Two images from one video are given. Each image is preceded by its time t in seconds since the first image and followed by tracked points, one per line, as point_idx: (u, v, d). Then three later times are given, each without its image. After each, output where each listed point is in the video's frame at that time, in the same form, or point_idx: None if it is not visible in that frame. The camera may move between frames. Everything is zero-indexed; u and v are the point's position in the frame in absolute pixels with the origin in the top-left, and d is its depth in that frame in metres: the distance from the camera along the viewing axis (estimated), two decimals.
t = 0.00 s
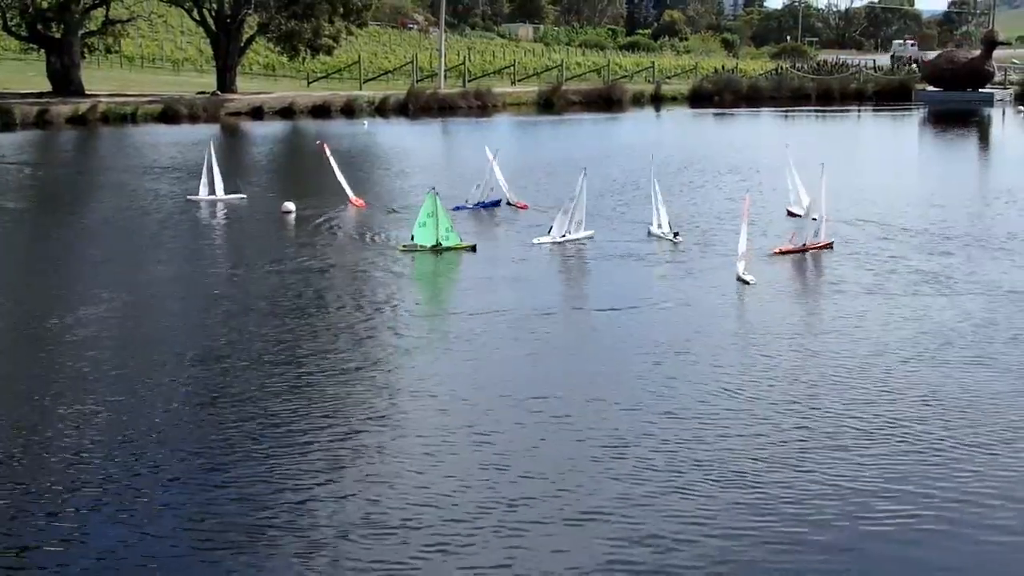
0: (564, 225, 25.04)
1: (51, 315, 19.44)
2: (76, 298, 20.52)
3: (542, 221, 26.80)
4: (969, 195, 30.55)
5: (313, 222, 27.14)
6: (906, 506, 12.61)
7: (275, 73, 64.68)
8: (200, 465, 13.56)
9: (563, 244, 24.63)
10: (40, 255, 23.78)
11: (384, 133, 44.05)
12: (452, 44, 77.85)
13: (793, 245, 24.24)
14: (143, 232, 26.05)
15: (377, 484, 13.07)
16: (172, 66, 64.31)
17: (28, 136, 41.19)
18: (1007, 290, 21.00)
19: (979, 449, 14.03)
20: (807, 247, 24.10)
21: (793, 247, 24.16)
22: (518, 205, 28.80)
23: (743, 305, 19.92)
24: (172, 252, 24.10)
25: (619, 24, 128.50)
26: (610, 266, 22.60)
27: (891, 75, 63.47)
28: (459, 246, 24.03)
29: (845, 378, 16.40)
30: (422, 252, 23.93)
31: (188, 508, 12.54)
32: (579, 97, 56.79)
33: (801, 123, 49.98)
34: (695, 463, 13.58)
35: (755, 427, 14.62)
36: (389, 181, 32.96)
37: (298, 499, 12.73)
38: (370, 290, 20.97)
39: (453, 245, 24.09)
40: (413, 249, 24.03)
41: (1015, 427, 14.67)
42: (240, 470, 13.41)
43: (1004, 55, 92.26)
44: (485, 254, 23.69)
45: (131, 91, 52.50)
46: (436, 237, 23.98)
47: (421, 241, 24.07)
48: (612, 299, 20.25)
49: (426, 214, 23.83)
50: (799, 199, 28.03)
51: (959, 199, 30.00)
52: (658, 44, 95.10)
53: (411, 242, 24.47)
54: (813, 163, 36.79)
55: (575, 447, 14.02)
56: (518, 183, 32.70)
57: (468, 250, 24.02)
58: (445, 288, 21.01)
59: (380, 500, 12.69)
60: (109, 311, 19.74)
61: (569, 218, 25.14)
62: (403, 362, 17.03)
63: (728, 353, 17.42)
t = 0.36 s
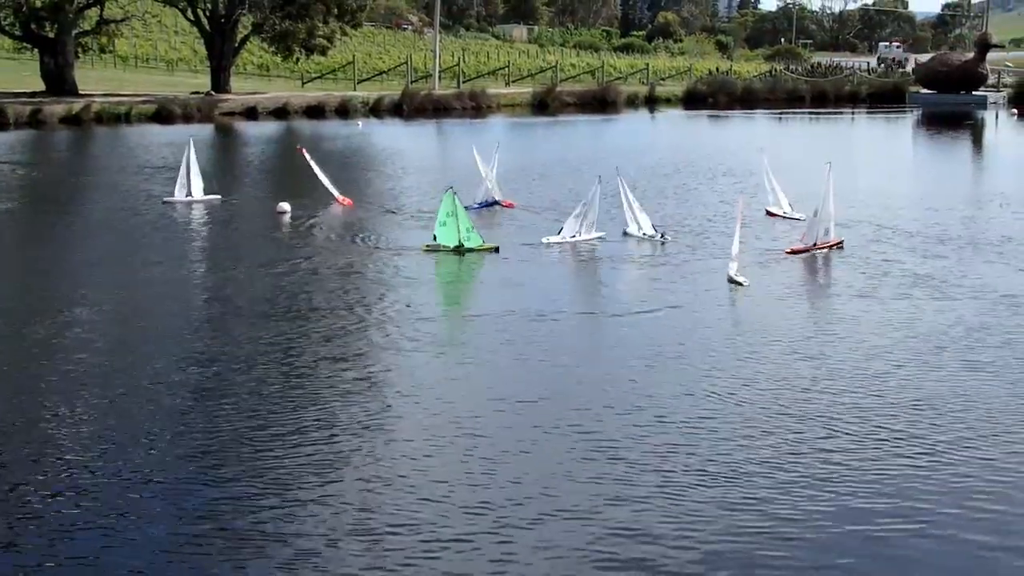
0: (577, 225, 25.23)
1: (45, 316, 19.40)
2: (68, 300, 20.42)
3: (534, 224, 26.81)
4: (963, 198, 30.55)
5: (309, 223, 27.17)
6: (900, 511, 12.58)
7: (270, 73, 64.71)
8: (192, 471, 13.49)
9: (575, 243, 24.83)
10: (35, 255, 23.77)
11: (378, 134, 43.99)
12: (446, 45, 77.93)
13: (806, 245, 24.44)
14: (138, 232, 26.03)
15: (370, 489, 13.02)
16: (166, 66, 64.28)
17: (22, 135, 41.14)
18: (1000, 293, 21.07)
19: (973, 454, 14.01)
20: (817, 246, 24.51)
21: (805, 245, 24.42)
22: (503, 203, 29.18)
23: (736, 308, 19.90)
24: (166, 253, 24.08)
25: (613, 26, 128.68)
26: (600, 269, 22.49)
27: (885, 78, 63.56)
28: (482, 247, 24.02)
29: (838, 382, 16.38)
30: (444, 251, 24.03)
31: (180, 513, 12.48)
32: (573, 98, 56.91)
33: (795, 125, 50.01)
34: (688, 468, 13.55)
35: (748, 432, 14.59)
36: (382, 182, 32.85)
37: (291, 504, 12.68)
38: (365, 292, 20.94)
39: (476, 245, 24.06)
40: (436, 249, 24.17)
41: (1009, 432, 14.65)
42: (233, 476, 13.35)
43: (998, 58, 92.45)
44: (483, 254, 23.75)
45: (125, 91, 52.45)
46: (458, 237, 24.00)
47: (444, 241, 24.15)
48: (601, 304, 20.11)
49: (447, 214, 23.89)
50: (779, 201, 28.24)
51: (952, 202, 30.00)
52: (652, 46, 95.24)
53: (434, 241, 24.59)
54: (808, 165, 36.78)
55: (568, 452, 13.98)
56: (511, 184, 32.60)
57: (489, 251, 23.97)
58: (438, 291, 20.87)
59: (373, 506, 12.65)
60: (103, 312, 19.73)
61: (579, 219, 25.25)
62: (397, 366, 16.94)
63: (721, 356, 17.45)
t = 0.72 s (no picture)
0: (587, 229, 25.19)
1: (42, 322, 19.37)
2: (63, 305, 20.37)
3: (527, 227, 26.81)
4: (957, 198, 30.57)
5: (305, 226, 27.17)
6: (895, 500, 12.53)
7: (264, 77, 64.77)
8: (188, 473, 13.44)
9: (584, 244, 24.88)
10: (31, 259, 23.77)
11: (372, 138, 43.94)
12: (441, 48, 78.05)
13: (818, 245, 24.69)
14: (134, 236, 26.03)
15: (364, 487, 12.96)
16: (160, 71, 64.31)
17: (16, 141, 41.12)
18: (995, 291, 21.10)
19: (967, 445, 13.97)
20: (829, 246, 24.68)
21: (817, 244, 24.65)
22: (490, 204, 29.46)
23: (732, 309, 19.92)
24: (163, 257, 24.07)
25: (608, 29, 128.96)
26: (594, 273, 22.38)
27: (878, 79, 63.64)
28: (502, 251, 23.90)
29: (832, 379, 16.35)
30: (466, 255, 24.01)
31: (172, 513, 12.43)
32: (567, 100, 57.07)
33: (789, 127, 50.04)
34: (686, 462, 13.52)
35: (742, 427, 14.55)
36: (376, 187, 32.79)
37: (284, 503, 12.62)
38: (361, 296, 20.90)
39: (497, 249, 23.98)
40: (458, 252, 24.16)
41: (1003, 424, 14.61)
42: (229, 478, 13.28)
43: (992, 58, 92.59)
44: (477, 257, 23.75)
45: (120, 96, 52.47)
46: (479, 241, 23.97)
47: (466, 244, 24.12)
48: (593, 309, 19.96)
49: (465, 216, 23.87)
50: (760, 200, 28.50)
51: (945, 202, 30.03)
52: (646, 48, 95.40)
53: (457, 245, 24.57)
54: (801, 167, 36.83)
55: (563, 449, 13.93)
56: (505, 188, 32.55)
57: (512, 254, 23.89)
58: (434, 297, 20.75)
59: (364, 504, 12.59)
60: (100, 317, 19.70)
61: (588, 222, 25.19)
62: (393, 369, 16.88)
63: (718, 353, 17.43)
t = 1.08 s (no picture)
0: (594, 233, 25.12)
1: (40, 330, 19.33)
2: (62, 313, 20.33)
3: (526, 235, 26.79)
4: (955, 204, 30.54)
5: (303, 234, 27.14)
6: (896, 507, 12.47)
7: (262, 85, 64.86)
8: (185, 484, 13.34)
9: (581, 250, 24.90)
10: (29, 267, 23.76)
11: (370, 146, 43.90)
12: (439, 55, 78.15)
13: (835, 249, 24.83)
14: (132, 244, 26.02)
15: (362, 497, 12.87)
16: (159, 79, 64.36)
17: (15, 149, 41.11)
18: (994, 297, 21.10)
19: (969, 452, 13.91)
20: (846, 250, 24.92)
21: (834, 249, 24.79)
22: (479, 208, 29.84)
23: (731, 315, 19.88)
24: (162, 265, 24.05)
25: (606, 36, 129.23)
26: (592, 281, 22.31)
27: (876, 86, 63.72)
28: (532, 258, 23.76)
29: (832, 386, 16.31)
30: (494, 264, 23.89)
31: (169, 524, 12.35)
32: (566, 107, 57.08)
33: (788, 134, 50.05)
34: (685, 467, 13.52)
35: (743, 434, 14.49)
36: (374, 194, 32.74)
37: (282, 513, 12.54)
38: (359, 304, 20.85)
39: (526, 257, 23.83)
40: (486, 261, 24.05)
41: (1001, 430, 14.61)
42: (227, 489, 13.17)
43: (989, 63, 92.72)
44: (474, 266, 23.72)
45: (118, 104, 52.51)
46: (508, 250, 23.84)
47: (495, 253, 24.01)
48: (597, 317, 19.88)
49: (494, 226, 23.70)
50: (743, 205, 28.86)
51: (943, 208, 30.00)
52: (644, 55, 95.56)
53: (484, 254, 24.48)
54: (798, 173, 36.83)
55: (564, 456, 13.86)
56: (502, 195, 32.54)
57: (540, 262, 23.75)
58: (433, 306, 20.66)
59: (363, 513, 12.50)
60: (98, 325, 19.66)
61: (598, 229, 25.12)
62: (393, 379, 16.76)
63: (716, 361, 17.38)
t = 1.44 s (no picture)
0: (596, 236, 25.13)
1: (40, 333, 19.34)
2: (62, 316, 20.34)
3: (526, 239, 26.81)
4: (955, 211, 30.52)
5: (303, 237, 27.20)
6: (896, 517, 12.44)
7: (263, 89, 64.92)
8: (181, 491, 13.26)
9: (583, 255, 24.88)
10: (28, 270, 23.79)
11: (370, 150, 43.91)
12: (440, 59, 78.19)
13: (853, 251, 25.01)
14: (132, 248, 26.03)
15: (360, 505, 12.81)
16: (159, 82, 64.42)
17: (15, 152, 41.14)
18: (993, 304, 21.12)
19: (968, 462, 13.88)
20: (864, 252, 25.05)
21: (851, 253, 24.90)
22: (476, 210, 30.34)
23: (728, 321, 19.94)
24: (162, 268, 24.08)
25: (606, 40, 129.32)
26: (592, 285, 22.33)
27: (876, 91, 63.74)
28: (564, 263, 23.65)
29: (831, 394, 16.28)
30: (526, 269, 23.82)
31: (165, 531, 12.29)
32: (566, 112, 57.13)
33: (788, 139, 50.03)
34: (683, 473, 13.58)
35: (741, 443, 14.47)
36: (372, 199, 32.69)
37: (279, 521, 12.48)
38: (359, 309, 20.86)
39: (560, 262, 23.72)
40: (518, 265, 24.00)
41: (998, 438, 14.66)
42: (223, 496, 13.10)
43: (990, 69, 92.73)
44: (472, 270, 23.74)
45: (118, 107, 52.53)
46: (540, 255, 23.74)
47: (527, 258, 23.93)
48: (592, 323, 19.80)
49: (527, 230, 23.67)
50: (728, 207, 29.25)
51: (943, 215, 29.96)
52: (644, 60, 95.58)
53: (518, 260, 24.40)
54: (798, 178, 36.85)
55: (563, 465, 13.82)
56: (501, 199, 32.59)
57: (573, 268, 23.59)
58: (431, 312, 20.60)
59: (361, 521, 12.45)
60: (98, 328, 19.69)
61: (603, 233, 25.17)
62: (392, 386, 16.70)
63: (715, 367, 17.43)
